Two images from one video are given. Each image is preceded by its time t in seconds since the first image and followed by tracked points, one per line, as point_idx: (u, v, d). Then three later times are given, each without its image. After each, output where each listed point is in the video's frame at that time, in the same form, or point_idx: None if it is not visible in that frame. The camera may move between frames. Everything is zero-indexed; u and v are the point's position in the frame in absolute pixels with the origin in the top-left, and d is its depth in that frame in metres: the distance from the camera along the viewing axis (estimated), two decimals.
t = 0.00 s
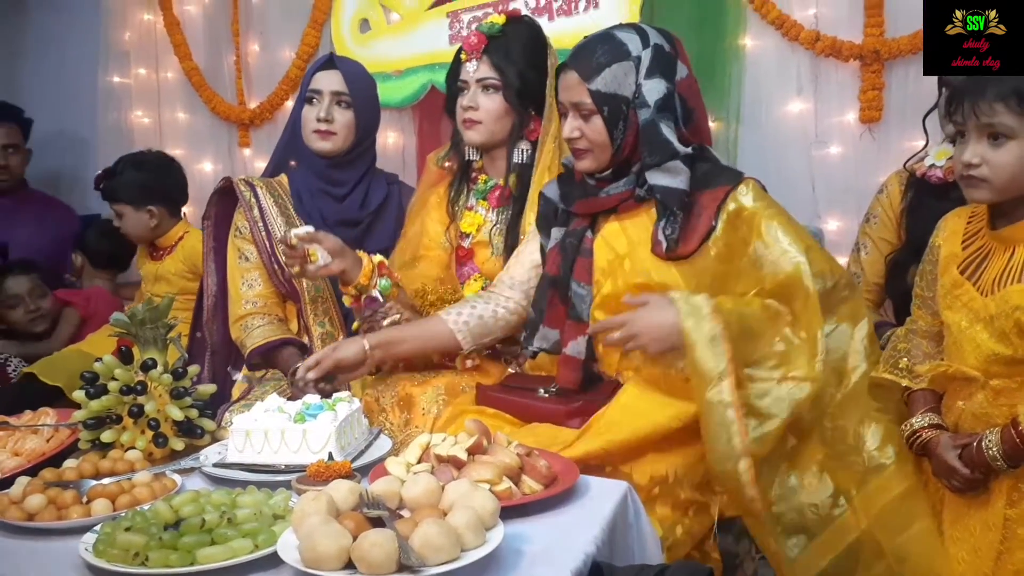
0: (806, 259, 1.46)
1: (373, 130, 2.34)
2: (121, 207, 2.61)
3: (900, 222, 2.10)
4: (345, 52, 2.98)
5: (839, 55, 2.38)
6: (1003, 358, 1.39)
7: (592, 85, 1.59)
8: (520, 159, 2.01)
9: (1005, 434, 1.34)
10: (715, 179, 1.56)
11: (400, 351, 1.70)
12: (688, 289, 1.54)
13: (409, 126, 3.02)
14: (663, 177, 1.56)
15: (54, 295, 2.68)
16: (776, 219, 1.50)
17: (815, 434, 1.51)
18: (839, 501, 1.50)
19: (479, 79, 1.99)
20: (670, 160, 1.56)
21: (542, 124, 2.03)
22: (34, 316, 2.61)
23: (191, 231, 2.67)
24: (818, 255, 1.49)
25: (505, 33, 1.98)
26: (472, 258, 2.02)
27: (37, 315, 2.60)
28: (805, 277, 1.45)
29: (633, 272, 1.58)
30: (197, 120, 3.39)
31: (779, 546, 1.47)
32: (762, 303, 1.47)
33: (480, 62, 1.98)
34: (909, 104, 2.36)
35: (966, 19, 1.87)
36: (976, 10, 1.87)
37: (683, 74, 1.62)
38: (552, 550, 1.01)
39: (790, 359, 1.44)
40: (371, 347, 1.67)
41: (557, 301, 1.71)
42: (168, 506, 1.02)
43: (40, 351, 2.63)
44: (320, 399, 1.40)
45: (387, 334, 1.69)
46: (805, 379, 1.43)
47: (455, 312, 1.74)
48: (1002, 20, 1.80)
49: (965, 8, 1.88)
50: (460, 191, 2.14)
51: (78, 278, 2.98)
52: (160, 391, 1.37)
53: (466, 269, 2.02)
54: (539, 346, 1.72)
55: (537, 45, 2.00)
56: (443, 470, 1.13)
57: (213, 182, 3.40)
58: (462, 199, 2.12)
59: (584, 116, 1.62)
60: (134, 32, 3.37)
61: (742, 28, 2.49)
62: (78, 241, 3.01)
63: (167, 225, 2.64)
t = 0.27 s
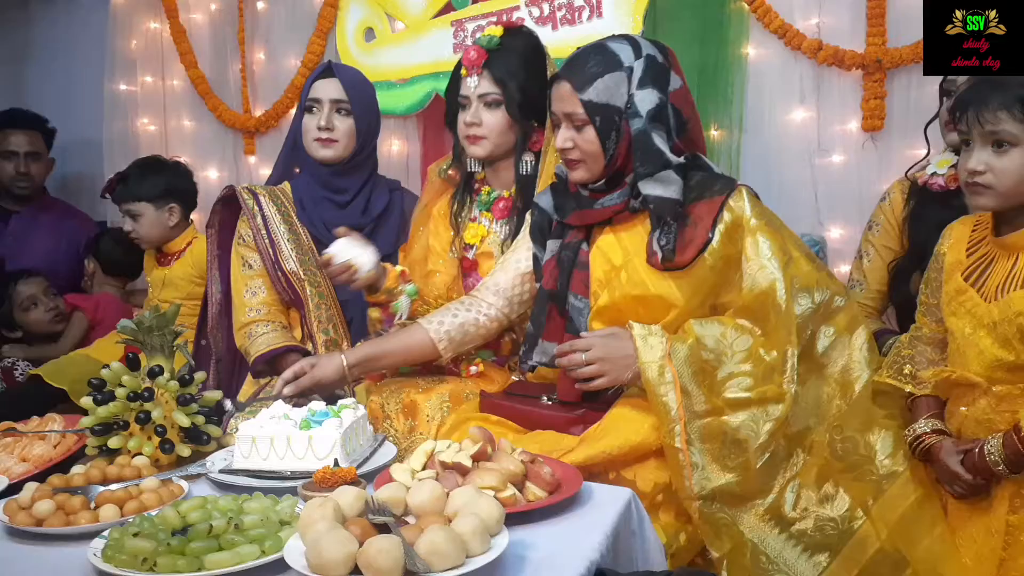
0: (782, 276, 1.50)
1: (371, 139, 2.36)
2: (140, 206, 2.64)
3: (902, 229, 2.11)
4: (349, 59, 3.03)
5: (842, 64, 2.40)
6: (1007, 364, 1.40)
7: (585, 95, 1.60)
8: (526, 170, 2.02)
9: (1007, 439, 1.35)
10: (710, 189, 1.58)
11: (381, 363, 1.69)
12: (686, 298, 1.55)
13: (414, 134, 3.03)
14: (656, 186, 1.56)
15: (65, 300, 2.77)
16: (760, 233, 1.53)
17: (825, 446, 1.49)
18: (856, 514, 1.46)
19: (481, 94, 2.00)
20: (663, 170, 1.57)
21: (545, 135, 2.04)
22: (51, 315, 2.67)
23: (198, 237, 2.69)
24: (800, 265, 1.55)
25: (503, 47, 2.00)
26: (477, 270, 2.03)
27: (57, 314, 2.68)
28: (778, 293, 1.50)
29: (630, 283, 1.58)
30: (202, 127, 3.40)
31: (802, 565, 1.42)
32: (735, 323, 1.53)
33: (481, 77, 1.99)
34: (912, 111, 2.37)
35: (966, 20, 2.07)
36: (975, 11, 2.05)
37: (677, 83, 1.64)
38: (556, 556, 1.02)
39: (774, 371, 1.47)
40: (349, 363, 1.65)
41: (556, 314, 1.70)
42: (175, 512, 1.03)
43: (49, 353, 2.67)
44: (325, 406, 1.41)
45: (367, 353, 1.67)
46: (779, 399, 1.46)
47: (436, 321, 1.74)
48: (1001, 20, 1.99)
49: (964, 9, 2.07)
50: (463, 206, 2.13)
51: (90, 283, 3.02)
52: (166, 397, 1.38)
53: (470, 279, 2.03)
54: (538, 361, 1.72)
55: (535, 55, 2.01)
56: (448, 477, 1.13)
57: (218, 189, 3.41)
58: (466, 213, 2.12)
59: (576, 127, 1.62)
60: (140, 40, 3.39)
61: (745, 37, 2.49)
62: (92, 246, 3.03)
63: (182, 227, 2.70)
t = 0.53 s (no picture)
0: (774, 275, 1.53)
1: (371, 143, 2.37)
2: (151, 200, 2.67)
3: (902, 231, 2.12)
4: (351, 63, 3.04)
5: (843, 67, 2.40)
6: (1010, 363, 1.41)
7: (567, 102, 1.61)
8: (525, 180, 2.03)
9: (1011, 439, 1.36)
10: (698, 190, 1.60)
11: (368, 376, 1.70)
12: (683, 300, 1.57)
13: (417, 136, 3.03)
14: (641, 192, 1.58)
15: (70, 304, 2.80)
16: (750, 234, 1.55)
17: (824, 442, 1.49)
18: (856, 509, 1.46)
19: (475, 109, 2.02)
20: (647, 175, 1.58)
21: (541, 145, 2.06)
22: (54, 318, 2.71)
23: (199, 239, 2.71)
24: (791, 263, 1.57)
25: (495, 58, 2.02)
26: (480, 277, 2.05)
27: (60, 315, 2.72)
28: (772, 293, 1.52)
29: (626, 288, 1.59)
30: (205, 130, 3.42)
31: (802, 561, 1.43)
32: (733, 323, 1.53)
33: (474, 91, 2.02)
34: (913, 114, 2.38)
35: (966, 20, 2.07)
36: (976, 11, 2.05)
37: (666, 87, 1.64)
38: (559, 555, 1.03)
39: (771, 371, 1.48)
40: (332, 381, 1.65)
41: (553, 321, 1.71)
42: (179, 513, 1.04)
43: (54, 354, 2.70)
44: (328, 407, 1.42)
45: (348, 367, 1.67)
46: (777, 398, 1.46)
47: (416, 330, 1.74)
48: (1002, 20, 2.00)
49: (965, 9, 2.08)
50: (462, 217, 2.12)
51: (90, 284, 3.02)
52: (171, 399, 1.39)
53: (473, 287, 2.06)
54: (537, 369, 1.73)
55: (527, 65, 2.05)
56: (450, 478, 1.14)
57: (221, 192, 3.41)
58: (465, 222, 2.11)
59: (559, 132, 1.64)
60: (144, 43, 3.43)
61: (747, 39, 2.51)
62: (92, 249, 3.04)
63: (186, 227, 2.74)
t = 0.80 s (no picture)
0: (771, 274, 1.53)
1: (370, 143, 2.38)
2: (138, 195, 2.69)
3: (900, 231, 2.13)
4: (351, 62, 3.05)
5: (841, 67, 2.41)
6: (1011, 362, 1.42)
7: (554, 103, 1.65)
8: (519, 186, 2.07)
9: (1011, 438, 1.37)
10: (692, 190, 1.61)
11: (364, 378, 1.70)
12: (680, 298, 1.57)
13: (416, 135, 3.04)
14: (630, 192, 1.59)
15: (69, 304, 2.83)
16: (749, 233, 1.56)
17: (822, 439, 1.50)
18: (855, 505, 1.47)
19: (465, 122, 2.04)
20: (635, 175, 1.59)
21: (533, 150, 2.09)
22: (52, 317, 2.73)
23: (190, 234, 2.71)
24: (788, 262, 1.57)
25: (481, 68, 2.02)
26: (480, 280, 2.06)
27: (56, 314, 2.74)
28: (769, 292, 1.52)
29: (623, 288, 1.60)
30: (205, 129, 3.42)
31: (802, 559, 1.43)
32: (731, 321, 1.54)
33: (462, 105, 2.03)
34: (912, 114, 2.38)
35: (966, 19, 2.09)
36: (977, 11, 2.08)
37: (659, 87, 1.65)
38: (558, 553, 1.03)
39: (769, 369, 1.48)
40: (328, 385, 1.66)
41: (551, 322, 1.72)
42: (180, 510, 1.04)
43: (58, 355, 2.71)
44: (328, 405, 1.42)
45: (342, 370, 1.68)
46: (775, 396, 1.47)
47: (409, 332, 1.74)
48: (1002, 21, 2.03)
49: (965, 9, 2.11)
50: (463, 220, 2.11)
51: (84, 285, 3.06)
52: (171, 397, 1.39)
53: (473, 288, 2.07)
54: (537, 368, 1.74)
55: (515, 70, 2.05)
56: (450, 476, 1.15)
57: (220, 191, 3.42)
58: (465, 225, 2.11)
59: (548, 132, 1.68)
60: (144, 42, 3.41)
61: (745, 40, 2.51)
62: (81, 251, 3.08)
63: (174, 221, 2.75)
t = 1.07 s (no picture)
0: (771, 275, 1.54)
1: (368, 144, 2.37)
2: (110, 205, 2.72)
3: (899, 233, 2.14)
4: (353, 65, 3.06)
5: (840, 70, 2.42)
6: (1011, 363, 1.42)
7: (554, 104, 1.66)
8: (516, 194, 2.09)
9: (1011, 438, 1.38)
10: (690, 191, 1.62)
11: (365, 380, 1.71)
12: (680, 299, 1.58)
13: (417, 138, 3.05)
14: (628, 192, 1.60)
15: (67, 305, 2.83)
16: (749, 234, 1.57)
17: (821, 439, 1.51)
18: (855, 505, 1.47)
19: (460, 133, 2.07)
20: (632, 175, 1.60)
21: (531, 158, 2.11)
22: (52, 317, 2.73)
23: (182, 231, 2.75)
24: (788, 263, 1.58)
25: (475, 78, 2.05)
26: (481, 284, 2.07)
27: (55, 315, 2.73)
28: (768, 293, 1.53)
29: (624, 289, 1.61)
30: (206, 131, 3.43)
31: (802, 559, 1.43)
32: (732, 322, 1.55)
33: (457, 117, 2.05)
34: (910, 117, 2.40)
35: (966, 19, 2.15)
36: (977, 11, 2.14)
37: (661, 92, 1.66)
38: (558, 553, 1.04)
39: (769, 370, 1.49)
40: (332, 386, 1.66)
41: (552, 322, 1.73)
42: (183, 510, 1.05)
43: (59, 356, 2.72)
44: (329, 406, 1.43)
45: (345, 371, 1.68)
46: (775, 396, 1.48)
47: (411, 333, 1.76)
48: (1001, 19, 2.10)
49: (965, 8, 2.16)
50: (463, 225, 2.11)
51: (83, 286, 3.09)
52: (173, 398, 1.40)
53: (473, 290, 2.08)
54: (538, 368, 1.74)
55: (512, 78, 2.08)
56: (451, 476, 1.16)
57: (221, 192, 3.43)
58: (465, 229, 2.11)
59: (548, 133, 1.70)
60: (146, 45, 3.42)
61: (745, 44, 2.52)
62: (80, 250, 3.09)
63: (151, 221, 2.74)
